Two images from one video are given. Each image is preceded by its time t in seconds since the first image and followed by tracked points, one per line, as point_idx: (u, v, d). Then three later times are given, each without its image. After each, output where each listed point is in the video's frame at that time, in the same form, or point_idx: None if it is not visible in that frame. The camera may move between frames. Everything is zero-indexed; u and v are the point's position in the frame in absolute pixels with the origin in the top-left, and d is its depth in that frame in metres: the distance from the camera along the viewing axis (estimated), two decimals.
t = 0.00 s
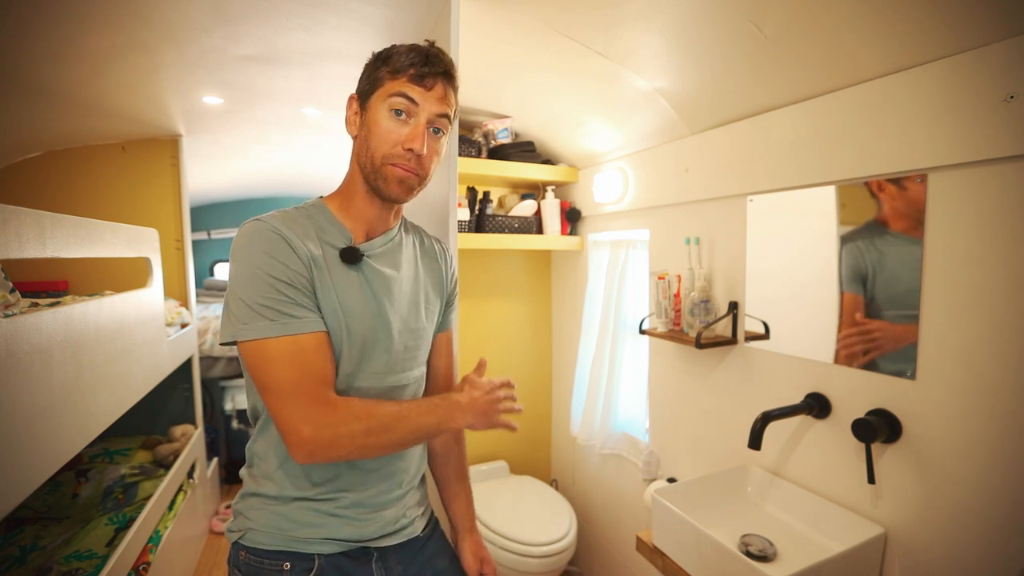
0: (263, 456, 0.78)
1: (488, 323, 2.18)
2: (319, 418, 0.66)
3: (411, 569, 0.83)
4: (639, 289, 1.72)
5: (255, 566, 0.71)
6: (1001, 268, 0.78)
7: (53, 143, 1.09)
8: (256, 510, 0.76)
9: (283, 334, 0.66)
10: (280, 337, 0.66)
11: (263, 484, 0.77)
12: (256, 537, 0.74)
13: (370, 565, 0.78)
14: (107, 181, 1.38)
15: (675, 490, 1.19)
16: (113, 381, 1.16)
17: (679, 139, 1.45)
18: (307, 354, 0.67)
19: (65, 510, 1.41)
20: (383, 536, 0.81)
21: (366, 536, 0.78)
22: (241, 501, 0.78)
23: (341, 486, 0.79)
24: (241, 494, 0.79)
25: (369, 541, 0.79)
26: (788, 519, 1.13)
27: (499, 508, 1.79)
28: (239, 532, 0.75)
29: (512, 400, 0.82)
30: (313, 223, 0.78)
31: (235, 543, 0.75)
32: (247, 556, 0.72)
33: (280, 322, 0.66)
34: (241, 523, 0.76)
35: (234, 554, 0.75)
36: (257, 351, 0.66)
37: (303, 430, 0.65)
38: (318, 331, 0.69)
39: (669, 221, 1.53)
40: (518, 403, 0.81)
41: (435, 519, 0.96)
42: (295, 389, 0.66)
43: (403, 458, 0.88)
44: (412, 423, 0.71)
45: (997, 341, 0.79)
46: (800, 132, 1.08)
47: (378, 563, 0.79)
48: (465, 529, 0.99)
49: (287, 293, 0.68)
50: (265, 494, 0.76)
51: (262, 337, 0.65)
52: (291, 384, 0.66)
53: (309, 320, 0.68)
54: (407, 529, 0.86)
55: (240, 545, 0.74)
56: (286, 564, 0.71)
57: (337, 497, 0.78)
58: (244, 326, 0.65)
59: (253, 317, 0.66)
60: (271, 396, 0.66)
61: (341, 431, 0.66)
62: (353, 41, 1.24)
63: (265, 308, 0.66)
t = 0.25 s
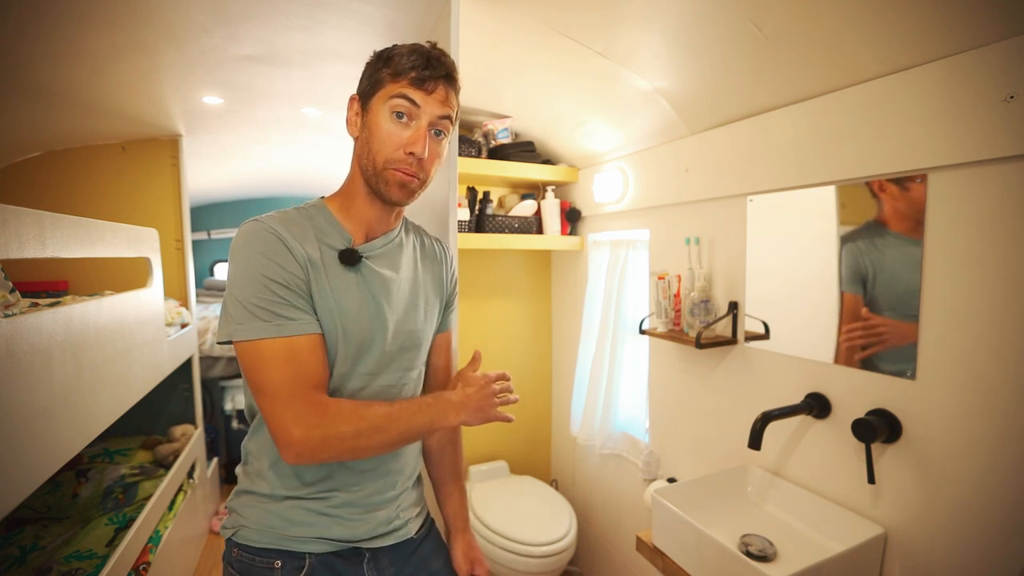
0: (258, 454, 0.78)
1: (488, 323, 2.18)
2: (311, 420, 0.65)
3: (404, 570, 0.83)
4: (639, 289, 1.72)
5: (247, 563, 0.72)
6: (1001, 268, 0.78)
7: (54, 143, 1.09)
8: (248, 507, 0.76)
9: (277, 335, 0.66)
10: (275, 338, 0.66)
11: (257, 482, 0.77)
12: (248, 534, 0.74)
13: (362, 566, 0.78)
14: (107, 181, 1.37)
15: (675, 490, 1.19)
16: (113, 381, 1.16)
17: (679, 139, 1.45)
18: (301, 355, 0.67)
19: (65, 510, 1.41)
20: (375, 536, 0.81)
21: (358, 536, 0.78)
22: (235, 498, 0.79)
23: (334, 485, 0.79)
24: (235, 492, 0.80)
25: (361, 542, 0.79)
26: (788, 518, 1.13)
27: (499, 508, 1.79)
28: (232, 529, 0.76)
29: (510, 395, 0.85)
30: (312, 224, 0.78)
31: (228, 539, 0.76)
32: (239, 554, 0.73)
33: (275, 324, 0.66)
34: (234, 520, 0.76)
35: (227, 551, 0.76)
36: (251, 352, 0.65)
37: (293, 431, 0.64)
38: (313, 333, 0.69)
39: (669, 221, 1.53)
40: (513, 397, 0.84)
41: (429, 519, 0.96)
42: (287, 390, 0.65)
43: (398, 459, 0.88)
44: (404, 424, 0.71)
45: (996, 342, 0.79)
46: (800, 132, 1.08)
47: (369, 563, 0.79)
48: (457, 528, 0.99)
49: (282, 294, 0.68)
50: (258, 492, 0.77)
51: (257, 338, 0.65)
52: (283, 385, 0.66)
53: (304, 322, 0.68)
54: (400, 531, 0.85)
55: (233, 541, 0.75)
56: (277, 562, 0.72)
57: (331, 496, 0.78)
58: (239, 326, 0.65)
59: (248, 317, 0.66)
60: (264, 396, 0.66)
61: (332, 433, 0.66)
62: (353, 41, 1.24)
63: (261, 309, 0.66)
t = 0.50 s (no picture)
0: (256, 453, 0.78)
1: (488, 323, 2.18)
2: (309, 421, 0.65)
3: (403, 570, 0.83)
4: (639, 289, 1.72)
5: (245, 562, 0.72)
6: (1001, 268, 0.78)
7: (54, 142, 1.09)
8: (246, 507, 0.76)
9: (275, 336, 0.66)
10: (273, 339, 0.66)
11: (255, 481, 0.77)
12: (246, 533, 0.74)
13: (360, 566, 0.78)
14: (107, 181, 1.37)
15: (675, 490, 1.19)
16: (113, 381, 1.16)
17: (679, 139, 1.45)
18: (300, 355, 0.67)
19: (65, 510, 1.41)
20: (373, 537, 0.81)
21: (355, 536, 0.78)
22: (233, 498, 0.79)
23: (332, 485, 0.79)
24: (233, 491, 0.80)
25: (358, 542, 0.79)
26: (788, 518, 1.13)
27: (499, 508, 1.79)
28: (230, 527, 0.76)
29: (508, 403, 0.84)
30: (313, 224, 0.78)
31: (226, 538, 0.76)
32: (237, 553, 0.73)
33: (274, 324, 0.66)
34: (233, 519, 0.77)
35: (225, 550, 0.76)
36: (249, 351, 0.66)
37: (289, 432, 0.65)
38: (312, 334, 0.69)
39: (669, 221, 1.53)
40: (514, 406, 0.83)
41: (428, 519, 0.96)
42: (284, 391, 0.65)
43: (396, 459, 0.88)
44: (400, 427, 0.71)
45: (996, 342, 0.79)
46: (800, 132, 1.08)
47: (367, 563, 0.79)
48: (456, 527, 0.99)
49: (281, 295, 0.68)
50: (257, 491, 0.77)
51: (256, 339, 0.65)
52: (280, 385, 0.66)
53: (303, 323, 0.68)
54: (398, 531, 0.85)
55: (231, 540, 0.75)
56: (274, 561, 0.72)
57: (329, 496, 0.78)
58: (238, 327, 0.65)
59: (247, 317, 0.66)
60: (262, 396, 0.66)
61: (327, 435, 0.66)
62: (353, 41, 1.24)
63: (259, 310, 0.66)
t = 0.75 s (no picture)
0: (256, 454, 0.78)
1: (488, 323, 2.18)
2: (311, 420, 0.65)
3: (404, 570, 0.83)
4: (639, 289, 1.72)
5: (246, 563, 0.72)
6: (1001, 268, 0.78)
7: (54, 142, 1.09)
8: (247, 507, 0.76)
9: (276, 337, 0.66)
10: (274, 339, 0.66)
11: (256, 481, 0.77)
12: (247, 534, 0.74)
13: (361, 566, 0.78)
14: (107, 181, 1.37)
15: (675, 490, 1.19)
16: (113, 381, 1.16)
17: (679, 139, 1.45)
18: (301, 355, 0.67)
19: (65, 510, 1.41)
20: (374, 536, 0.81)
21: (357, 536, 0.78)
22: (233, 498, 0.79)
23: (332, 485, 0.79)
24: (234, 492, 0.80)
25: (360, 542, 0.79)
26: (788, 518, 1.13)
27: (499, 508, 1.79)
28: (231, 529, 0.76)
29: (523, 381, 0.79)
30: (313, 224, 0.78)
31: (227, 539, 0.76)
32: (238, 554, 0.73)
33: (275, 325, 0.66)
34: (233, 520, 0.77)
35: (226, 551, 0.76)
36: (250, 352, 0.65)
37: (292, 433, 0.64)
38: (313, 334, 0.69)
39: (669, 221, 1.53)
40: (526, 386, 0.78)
41: (429, 519, 0.96)
42: (285, 391, 0.65)
43: (396, 458, 0.88)
44: (405, 419, 0.69)
45: (996, 342, 0.79)
46: (800, 132, 1.08)
47: (368, 564, 0.79)
48: (456, 527, 0.99)
49: (281, 295, 0.68)
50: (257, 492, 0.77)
51: (257, 339, 0.65)
52: (282, 386, 0.66)
53: (304, 322, 0.68)
54: (399, 531, 0.85)
55: (232, 541, 0.75)
56: (276, 561, 0.72)
57: (330, 496, 0.78)
58: (239, 327, 0.65)
59: (248, 318, 0.65)
60: (264, 396, 0.66)
61: (329, 433, 0.65)
62: (353, 40, 1.24)
63: (260, 310, 0.66)
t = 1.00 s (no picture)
0: (260, 455, 0.78)
1: (488, 323, 2.18)
2: (310, 423, 0.65)
3: (408, 570, 0.83)
4: (639, 289, 1.72)
5: (251, 564, 0.72)
6: (1001, 268, 0.78)
7: (54, 142, 1.09)
8: (251, 508, 0.76)
9: (276, 340, 0.66)
10: (274, 342, 0.66)
11: (260, 482, 0.77)
12: (251, 535, 0.74)
13: (365, 566, 0.78)
14: (107, 181, 1.37)
15: (675, 490, 1.19)
16: (113, 381, 1.16)
17: (679, 139, 1.45)
18: (300, 358, 0.68)
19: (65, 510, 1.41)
20: (379, 537, 0.81)
21: (361, 536, 0.78)
22: (237, 499, 0.79)
23: (336, 485, 0.79)
24: (237, 493, 0.80)
25: (364, 542, 0.79)
26: (788, 518, 1.13)
27: (499, 508, 1.79)
28: (235, 530, 0.76)
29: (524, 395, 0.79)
30: (312, 226, 0.78)
31: (231, 540, 0.76)
32: (242, 555, 0.73)
33: (274, 327, 0.66)
34: (237, 521, 0.77)
35: (230, 552, 0.76)
36: (250, 355, 0.66)
37: (290, 436, 0.64)
38: (312, 336, 0.69)
39: (669, 221, 1.53)
40: (525, 398, 0.79)
41: (432, 519, 0.96)
42: (284, 394, 0.65)
43: (400, 458, 0.88)
44: (404, 425, 0.69)
45: (996, 342, 0.79)
46: (800, 132, 1.08)
47: (372, 564, 0.79)
48: (457, 528, 0.99)
49: (281, 297, 0.68)
50: (261, 493, 0.77)
51: (256, 343, 0.65)
52: (280, 389, 0.66)
53: (303, 325, 0.68)
54: (404, 531, 0.85)
55: (236, 543, 0.75)
56: (280, 562, 0.72)
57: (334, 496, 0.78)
58: (238, 331, 0.65)
59: (247, 321, 0.65)
60: (263, 399, 0.66)
61: (328, 437, 0.65)
62: (353, 40, 1.24)
63: (259, 313, 0.66)
